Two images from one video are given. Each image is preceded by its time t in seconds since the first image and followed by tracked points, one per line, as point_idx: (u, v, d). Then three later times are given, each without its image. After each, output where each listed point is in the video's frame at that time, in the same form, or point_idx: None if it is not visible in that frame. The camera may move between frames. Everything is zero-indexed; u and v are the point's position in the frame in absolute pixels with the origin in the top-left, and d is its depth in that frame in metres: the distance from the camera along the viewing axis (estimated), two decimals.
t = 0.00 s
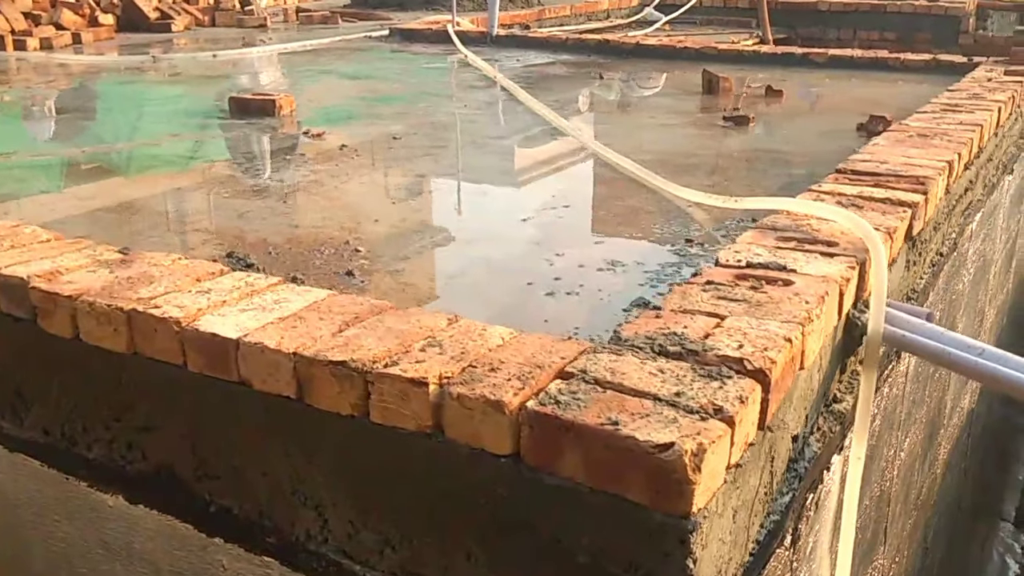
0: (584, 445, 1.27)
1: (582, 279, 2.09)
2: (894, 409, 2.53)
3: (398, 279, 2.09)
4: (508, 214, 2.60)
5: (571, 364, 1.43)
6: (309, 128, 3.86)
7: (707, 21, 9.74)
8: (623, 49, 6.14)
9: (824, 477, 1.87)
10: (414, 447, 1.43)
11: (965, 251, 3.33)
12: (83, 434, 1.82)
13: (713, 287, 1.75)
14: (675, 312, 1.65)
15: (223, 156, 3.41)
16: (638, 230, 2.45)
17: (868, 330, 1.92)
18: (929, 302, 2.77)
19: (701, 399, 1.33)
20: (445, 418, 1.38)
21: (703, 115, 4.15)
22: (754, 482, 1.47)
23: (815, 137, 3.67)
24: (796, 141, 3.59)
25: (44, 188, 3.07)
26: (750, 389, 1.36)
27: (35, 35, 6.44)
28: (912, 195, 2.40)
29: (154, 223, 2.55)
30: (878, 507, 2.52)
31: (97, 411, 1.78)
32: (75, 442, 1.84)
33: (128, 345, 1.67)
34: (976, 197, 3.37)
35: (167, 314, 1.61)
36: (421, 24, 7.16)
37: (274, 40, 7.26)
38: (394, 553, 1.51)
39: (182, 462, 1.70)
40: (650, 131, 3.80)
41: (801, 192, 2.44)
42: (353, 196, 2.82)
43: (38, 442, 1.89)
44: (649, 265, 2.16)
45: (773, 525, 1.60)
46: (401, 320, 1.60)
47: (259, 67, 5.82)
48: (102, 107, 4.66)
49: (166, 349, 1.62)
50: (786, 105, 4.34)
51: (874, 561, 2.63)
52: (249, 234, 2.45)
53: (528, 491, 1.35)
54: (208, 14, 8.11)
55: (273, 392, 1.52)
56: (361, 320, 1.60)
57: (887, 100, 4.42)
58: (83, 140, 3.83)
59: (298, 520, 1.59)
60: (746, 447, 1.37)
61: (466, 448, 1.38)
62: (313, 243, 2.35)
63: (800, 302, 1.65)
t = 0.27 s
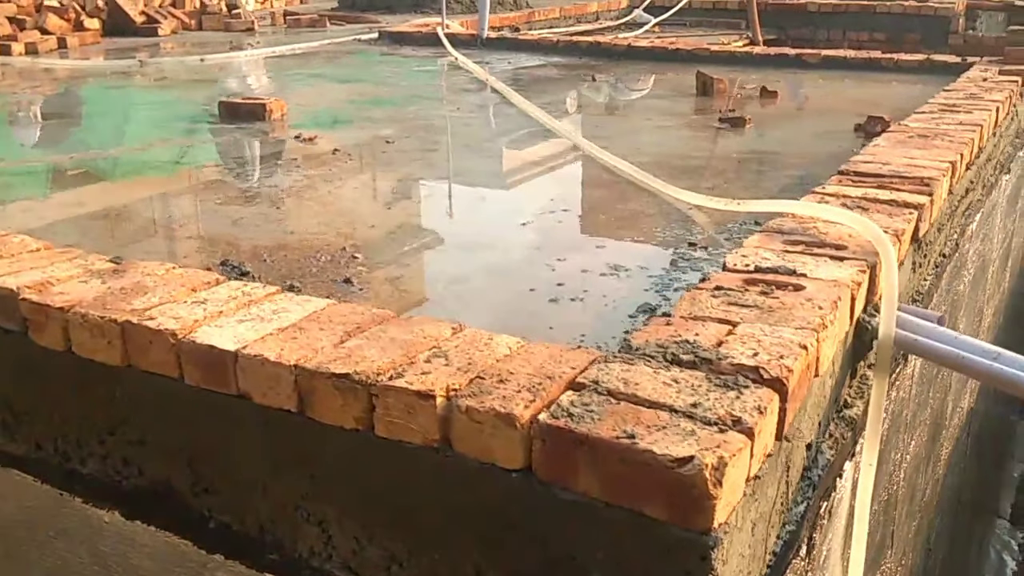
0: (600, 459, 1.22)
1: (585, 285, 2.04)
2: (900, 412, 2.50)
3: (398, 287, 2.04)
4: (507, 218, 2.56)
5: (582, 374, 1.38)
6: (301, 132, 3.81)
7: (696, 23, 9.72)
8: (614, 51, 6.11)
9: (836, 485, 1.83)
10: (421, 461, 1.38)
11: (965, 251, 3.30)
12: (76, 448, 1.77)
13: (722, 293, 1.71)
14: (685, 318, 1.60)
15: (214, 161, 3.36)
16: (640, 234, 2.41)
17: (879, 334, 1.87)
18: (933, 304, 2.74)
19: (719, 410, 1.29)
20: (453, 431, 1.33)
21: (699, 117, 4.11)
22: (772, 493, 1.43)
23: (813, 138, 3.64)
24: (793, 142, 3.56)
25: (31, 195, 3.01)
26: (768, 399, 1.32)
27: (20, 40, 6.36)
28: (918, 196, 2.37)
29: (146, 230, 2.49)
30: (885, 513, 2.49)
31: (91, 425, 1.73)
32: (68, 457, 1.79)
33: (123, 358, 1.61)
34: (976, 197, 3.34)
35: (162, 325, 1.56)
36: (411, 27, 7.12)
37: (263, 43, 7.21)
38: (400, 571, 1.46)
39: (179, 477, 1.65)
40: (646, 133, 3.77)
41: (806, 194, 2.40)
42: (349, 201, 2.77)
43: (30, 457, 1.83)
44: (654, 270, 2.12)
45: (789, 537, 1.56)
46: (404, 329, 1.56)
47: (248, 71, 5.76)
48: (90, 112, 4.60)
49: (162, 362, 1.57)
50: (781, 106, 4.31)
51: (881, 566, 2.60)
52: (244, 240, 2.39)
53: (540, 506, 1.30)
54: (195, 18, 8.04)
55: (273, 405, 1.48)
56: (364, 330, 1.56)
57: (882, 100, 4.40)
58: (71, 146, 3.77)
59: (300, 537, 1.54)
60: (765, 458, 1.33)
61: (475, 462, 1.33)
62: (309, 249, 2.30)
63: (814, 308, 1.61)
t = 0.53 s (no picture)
0: (613, 475, 1.18)
1: (588, 290, 2.01)
2: (905, 416, 2.47)
3: (398, 293, 2.00)
4: (507, 222, 2.52)
5: (592, 385, 1.34)
6: (294, 134, 3.77)
7: (689, 22, 9.69)
8: (609, 50, 6.07)
9: (846, 495, 1.79)
10: (427, 476, 1.34)
11: (966, 252, 3.28)
12: (69, 462, 1.72)
13: (731, 299, 1.67)
14: (695, 326, 1.57)
15: (206, 164, 3.31)
16: (642, 238, 2.37)
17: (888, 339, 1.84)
18: (937, 307, 2.71)
19: (735, 422, 1.25)
20: (461, 445, 1.29)
21: (696, 117, 4.08)
22: (786, 506, 1.39)
23: (812, 138, 3.60)
24: (792, 143, 3.52)
25: (20, 198, 2.95)
26: (784, 410, 1.29)
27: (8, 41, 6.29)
28: (923, 198, 2.33)
29: (138, 234, 2.44)
30: (889, 518, 2.46)
31: (84, 437, 1.68)
32: (60, 470, 1.74)
33: (117, 369, 1.57)
34: (977, 198, 3.32)
35: (158, 336, 1.52)
36: (403, 27, 7.07)
37: (253, 44, 7.15)
38: None
39: (176, 491, 1.61)
40: (644, 134, 3.73)
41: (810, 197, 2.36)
42: (345, 205, 2.72)
43: (21, 471, 1.79)
44: (658, 274, 2.09)
45: (801, 550, 1.52)
46: (407, 338, 1.52)
47: (239, 72, 5.71)
48: (80, 114, 4.54)
49: (158, 373, 1.52)
50: (778, 106, 4.28)
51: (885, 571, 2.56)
52: (238, 245, 2.35)
53: (551, 523, 1.26)
54: (185, 19, 7.98)
55: (273, 419, 1.43)
56: (366, 340, 1.52)
57: (879, 100, 4.37)
58: (61, 148, 3.72)
59: (300, 553, 1.50)
60: (780, 471, 1.30)
61: (483, 477, 1.29)
62: (306, 254, 2.25)
63: (826, 315, 1.57)
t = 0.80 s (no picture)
0: (628, 490, 1.15)
1: (591, 295, 1.97)
2: (911, 420, 2.44)
3: (397, 298, 1.95)
4: (506, 225, 2.48)
5: (603, 395, 1.30)
6: (286, 135, 3.72)
7: (679, 21, 9.67)
8: (601, 50, 6.04)
9: (857, 503, 1.76)
10: (434, 491, 1.30)
11: (965, 252, 3.25)
12: (61, 476, 1.67)
13: (741, 305, 1.64)
14: (705, 333, 1.53)
15: (196, 166, 3.26)
16: (643, 241, 2.33)
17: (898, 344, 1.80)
18: (939, 308, 2.68)
19: (752, 434, 1.21)
20: (469, 459, 1.25)
21: (692, 117, 4.05)
22: (802, 518, 1.35)
23: (809, 137, 3.58)
24: (790, 142, 3.49)
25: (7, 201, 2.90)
26: (801, 421, 1.25)
27: None
28: (928, 199, 2.30)
29: (129, 240, 2.39)
30: (895, 522, 2.43)
31: (77, 450, 1.64)
32: (52, 484, 1.69)
33: (111, 382, 1.52)
34: (976, 197, 3.29)
35: (153, 347, 1.47)
36: (393, 27, 7.02)
37: (242, 44, 7.08)
38: None
39: (172, 506, 1.56)
40: (639, 134, 3.69)
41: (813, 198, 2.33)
42: (340, 207, 2.68)
43: (11, 484, 1.74)
44: (661, 278, 2.05)
45: (815, 561, 1.49)
46: (410, 348, 1.47)
47: (228, 73, 5.65)
48: (67, 116, 4.47)
49: (153, 385, 1.48)
50: (774, 106, 4.25)
51: None
52: (232, 250, 2.30)
53: (563, 538, 1.22)
54: (172, 19, 7.91)
55: (273, 432, 1.39)
56: (368, 350, 1.47)
57: (875, 98, 4.35)
58: (48, 150, 3.66)
59: (302, 569, 1.45)
60: (798, 483, 1.26)
61: (493, 492, 1.25)
62: (302, 259, 2.21)
63: (838, 321, 1.54)
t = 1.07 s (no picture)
0: (643, 508, 1.11)
1: (594, 301, 1.93)
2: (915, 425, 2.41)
3: (395, 305, 1.91)
4: (506, 229, 2.44)
5: (614, 409, 1.27)
6: (279, 136, 3.67)
7: (671, 20, 9.64)
8: (594, 49, 6.00)
9: (866, 514, 1.73)
10: (440, 507, 1.26)
11: (965, 255, 3.23)
12: (54, 490, 1.63)
13: (750, 313, 1.60)
14: (714, 342, 1.50)
15: (188, 167, 3.21)
16: (645, 245, 2.30)
17: (907, 351, 1.76)
18: (942, 312, 2.65)
19: (768, 450, 1.18)
20: (477, 475, 1.21)
21: (688, 118, 4.02)
22: (816, 533, 1.32)
23: (807, 139, 3.55)
24: (788, 144, 3.47)
25: None
26: (818, 436, 1.22)
27: None
28: (933, 203, 2.27)
29: (121, 244, 2.34)
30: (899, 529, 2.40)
31: (70, 462, 1.59)
32: (43, 497, 1.65)
33: (105, 394, 1.48)
34: (975, 199, 3.27)
35: (149, 358, 1.43)
36: (385, 26, 6.97)
37: (232, 43, 7.03)
38: None
39: (169, 520, 1.52)
40: (636, 135, 3.66)
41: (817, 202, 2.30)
42: (335, 210, 2.64)
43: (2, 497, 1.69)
44: (665, 283, 2.01)
45: None
46: (413, 358, 1.44)
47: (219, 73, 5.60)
48: (56, 116, 4.41)
49: (149, 398, 1.44)
50: (770, 106, 4.23)
51: None
52: (226, 254, 2.26)
53: (575, 557, 1.19)
54: (162, 18, 7.85)
55: (273, 446, 1.35)
56: (370, 361, 1.44)
57: (871, 99, 4.33)
58: (37, 151, 3.60)
59: None
60: (814, 499, 1.23)
61: (502, 509, 1.22)
62: (298, 264, 2.17)
63: (850, 330, 1.51)
